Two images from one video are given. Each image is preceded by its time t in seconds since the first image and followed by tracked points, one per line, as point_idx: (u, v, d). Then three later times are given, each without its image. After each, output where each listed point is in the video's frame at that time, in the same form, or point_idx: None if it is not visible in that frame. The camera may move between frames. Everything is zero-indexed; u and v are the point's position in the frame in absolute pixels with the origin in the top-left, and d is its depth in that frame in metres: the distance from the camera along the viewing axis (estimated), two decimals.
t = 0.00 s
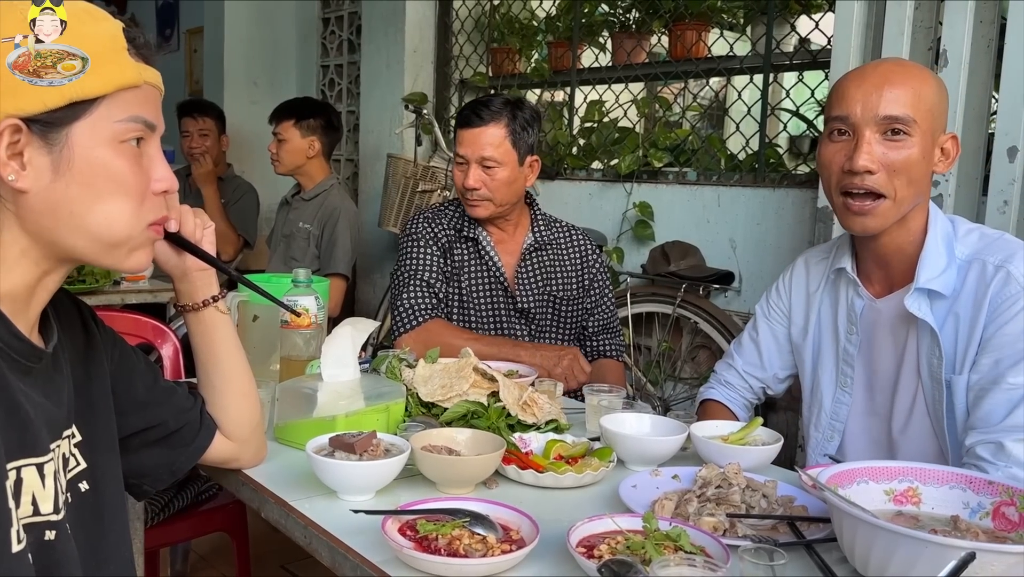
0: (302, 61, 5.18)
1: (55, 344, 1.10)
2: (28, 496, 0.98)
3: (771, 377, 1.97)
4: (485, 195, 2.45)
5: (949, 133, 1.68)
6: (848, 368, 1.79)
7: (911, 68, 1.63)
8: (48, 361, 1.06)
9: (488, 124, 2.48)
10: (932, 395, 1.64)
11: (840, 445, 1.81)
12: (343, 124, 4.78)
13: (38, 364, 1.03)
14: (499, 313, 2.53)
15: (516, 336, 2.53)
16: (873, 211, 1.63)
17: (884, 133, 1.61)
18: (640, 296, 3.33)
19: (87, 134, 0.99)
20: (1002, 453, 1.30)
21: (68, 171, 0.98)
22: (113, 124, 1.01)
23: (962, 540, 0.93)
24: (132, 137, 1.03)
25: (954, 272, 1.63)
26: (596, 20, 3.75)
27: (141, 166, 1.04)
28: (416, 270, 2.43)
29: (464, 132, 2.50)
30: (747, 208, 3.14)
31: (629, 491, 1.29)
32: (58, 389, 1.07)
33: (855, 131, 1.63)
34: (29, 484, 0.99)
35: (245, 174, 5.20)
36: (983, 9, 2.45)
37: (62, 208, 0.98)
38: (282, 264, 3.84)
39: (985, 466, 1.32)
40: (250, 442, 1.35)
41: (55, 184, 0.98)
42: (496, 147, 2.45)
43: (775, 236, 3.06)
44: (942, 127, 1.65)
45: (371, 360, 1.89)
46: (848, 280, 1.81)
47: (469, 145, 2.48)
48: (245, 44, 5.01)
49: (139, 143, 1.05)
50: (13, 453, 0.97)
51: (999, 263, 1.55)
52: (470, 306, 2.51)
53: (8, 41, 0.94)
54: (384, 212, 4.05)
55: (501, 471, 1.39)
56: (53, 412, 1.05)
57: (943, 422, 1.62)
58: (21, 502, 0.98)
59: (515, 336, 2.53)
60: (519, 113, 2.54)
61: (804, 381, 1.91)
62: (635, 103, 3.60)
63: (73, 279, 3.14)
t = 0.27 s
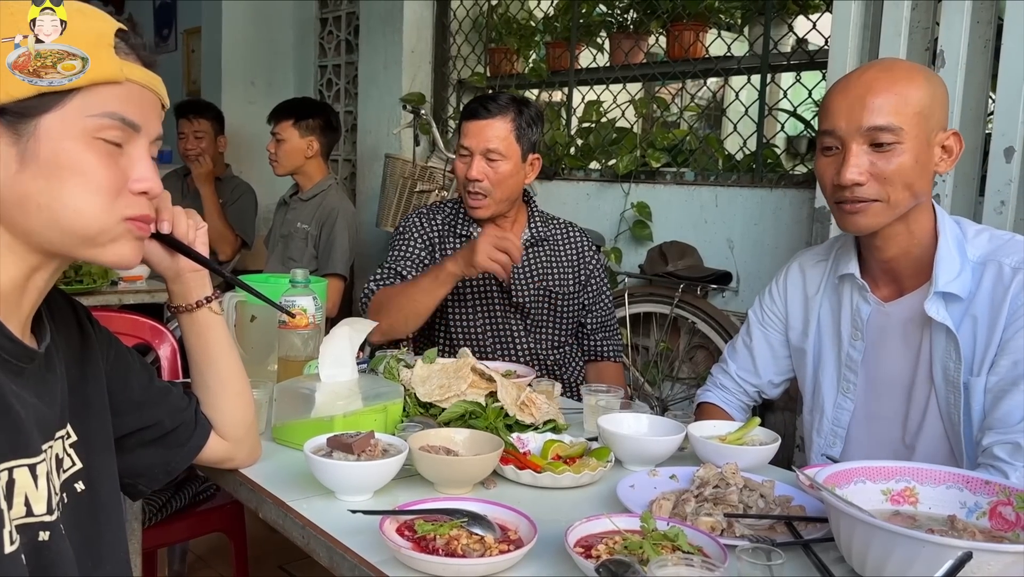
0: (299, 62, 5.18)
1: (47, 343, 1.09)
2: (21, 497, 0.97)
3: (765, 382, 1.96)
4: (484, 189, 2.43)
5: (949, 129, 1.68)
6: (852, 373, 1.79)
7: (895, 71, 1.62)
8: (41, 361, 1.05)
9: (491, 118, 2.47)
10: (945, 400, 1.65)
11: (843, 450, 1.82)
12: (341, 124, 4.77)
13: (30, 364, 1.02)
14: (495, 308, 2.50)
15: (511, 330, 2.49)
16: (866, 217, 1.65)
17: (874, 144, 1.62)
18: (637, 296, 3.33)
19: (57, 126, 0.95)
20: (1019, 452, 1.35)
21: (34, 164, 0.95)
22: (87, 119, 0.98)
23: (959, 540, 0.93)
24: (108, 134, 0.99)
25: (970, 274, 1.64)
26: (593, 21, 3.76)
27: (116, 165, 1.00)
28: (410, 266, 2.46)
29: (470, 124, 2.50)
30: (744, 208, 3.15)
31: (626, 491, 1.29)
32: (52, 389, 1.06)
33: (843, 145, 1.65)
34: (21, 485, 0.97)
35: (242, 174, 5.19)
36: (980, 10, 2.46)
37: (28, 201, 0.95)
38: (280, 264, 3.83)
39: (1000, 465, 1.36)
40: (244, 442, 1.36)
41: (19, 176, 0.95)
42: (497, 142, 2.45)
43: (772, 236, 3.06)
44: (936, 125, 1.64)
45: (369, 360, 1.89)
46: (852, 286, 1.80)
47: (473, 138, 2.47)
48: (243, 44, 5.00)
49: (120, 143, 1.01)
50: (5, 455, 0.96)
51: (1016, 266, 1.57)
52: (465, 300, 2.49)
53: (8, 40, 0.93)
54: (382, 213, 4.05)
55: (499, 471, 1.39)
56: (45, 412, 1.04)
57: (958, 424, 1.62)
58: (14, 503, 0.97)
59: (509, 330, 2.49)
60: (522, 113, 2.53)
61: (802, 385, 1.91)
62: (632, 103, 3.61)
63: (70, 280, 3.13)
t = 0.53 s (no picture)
0: (298, 62, 5.18)
1: (42, 344, 1.08)
2: (14, 498, 0.97)
3: (767, 379, 1.97)
4: (480, 183, 2.43)
5: (942, 134, 1.66)
6: (848, 372, 1.79)
7: (883, 74, 1.62)
8: (34, 362, 1.04)
9: (488, 111, 2.50)
10: (937, 401, 1.65)
11: (839, 449, 1.82)
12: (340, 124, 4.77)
13: (21, 364, 1.01)
14: (481, 311, 2.49)
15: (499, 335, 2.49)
16: (848, 232, 1.67)
17: (855, 150, 1.62)
18: (637, 296, 3.33)
19: (32, 128, 0.94)
20: (1009, 460, 1.30)
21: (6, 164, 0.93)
22: (62, 123, 0.95)
23: (959, 539, 0.93)
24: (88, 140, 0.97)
25: (959, 275, 1.63)
26: (592, 20, 3.76)
27: (90, 169, 0.97)
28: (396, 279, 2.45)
29: (463, 118, 2.52)
30: (743, 208, 3.15)
31: (625, 491, 1.29)
32: (46, 389, 1.05)
33: (825, 149, 1.66)
34: (14, 485, 0.97)
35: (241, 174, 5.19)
36: (979, 10, 2.46)
37: None
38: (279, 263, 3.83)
39: (992, 473, 1.31)
40: (241, 442, 1.36)
41: None
42: (495, 133, 2.48)
43: (771, 236, 3.06)
44: (925, 130, 1.63)
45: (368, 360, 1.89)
46: (847, 286, 1.80)
47: (469, 131, 2.48)
48: (241, 44, 5.00)
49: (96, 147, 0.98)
50: None
51: (1005, 268, 1.56)
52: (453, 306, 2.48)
53: (8, 40, 0.93)
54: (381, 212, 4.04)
55: (498, 471, 1.39)
56: (39, 413, 1.03)
57: (948, 426, 1.63)
58: (6, 503, 0.96)
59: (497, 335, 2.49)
60: (516, 111, 2.57)
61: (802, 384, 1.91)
62: (631, 103, 3.60)
63: (68, 280, 3.13)
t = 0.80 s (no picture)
0: (298, 61, 5.18)
1: (42, 343, 1.08)
2: (13, 500, 0.97)
3: (768, 374, 1.97)
4: (450, 185, 2.39)
5: (939, 138, 1.67)
6: (845, 368, 1.80)
7: (884, 74, 1.62)
8: (34, 363, 1.04)
9: (450, 112, 2.45)
10: (932, 398, 1.65)
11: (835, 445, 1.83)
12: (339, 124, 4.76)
13: (21, 366, 1.01)
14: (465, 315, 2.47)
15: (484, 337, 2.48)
16: (837, 224, 1.68)
17: (851, 150, 1.63)
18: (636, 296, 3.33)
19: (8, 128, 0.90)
20: (1006, 460, 1.30)
21: None
22: (40, 121, 0.91)
23: (958, 538, 0.93)
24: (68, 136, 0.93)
25: (952, 274, 1.63)
26: (592, 20, 3.76)
27: (70, 168, 0.92)
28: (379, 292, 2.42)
29: (422, 121, 2.46)
30: (743, 208, 3.15)
31: (626, 490, 1.29)
32: (46, 390, 1.05)
33: (821, 147, 1.67)
34: (14, 488, 0.97)
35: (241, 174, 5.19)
36: (979, 10, 2.46)
37: None
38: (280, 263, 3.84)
39: (989, 472, 1.31)
40: (242, 441, 1.37)
41: None
42: (461, 132, 2.43)
43: (771, 236, 3.07)
44: (923, 133, 1.63)
45: (368, 360, 1.88)
46: (844, 283, 1.81)
47: (432, 134, 2.43)
48: (241, 44, 5.00)
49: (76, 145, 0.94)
50: None
51: (997, 266, 1.56)
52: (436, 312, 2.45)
53: (8, 40, 0.90)
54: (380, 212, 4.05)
55: (499, 471, 1.39)
56: (39, 414, 1.03)
57: (942, 424, 1.63)
58: (5, 506, 0.96)
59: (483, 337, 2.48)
60: (478, 112, 2.51)
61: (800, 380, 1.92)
62: (631, 102, 3.60)
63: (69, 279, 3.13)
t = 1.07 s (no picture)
0: (298, 61, 5.18)
1: (43, 346, 1.08)
2: (13, 505, 0.97)
3: (768, 374, 1.97)
4: (426, 194, 2.39)
5: (937, 146, 1.67)
6: (845, 367, 1.80)
7: (881, 83, 1.61)
8: (33, 366, 1.03)
9: (418, 120, 2.42)
10: (932, 396, 1.65)
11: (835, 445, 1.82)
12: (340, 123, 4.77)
13: (20, 369, 1.01)
14: (452, 323, 2.46)
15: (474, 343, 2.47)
16: (840, 234, 1.69)
17: (850, 162, 1.62)
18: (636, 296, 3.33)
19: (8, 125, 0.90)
20: (1002, 457, 1.30)
21: None
22: (39, 118, 0.91)
23: (959, 537, 0.93)
24: (69, 133, 0.93)
25: (953, 272, 1.64)
26: (592, 20, 3.76)
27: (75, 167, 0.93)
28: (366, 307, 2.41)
29: (390, 132, 2.44)
30: (743, 207, 3.15)
31: (626, 490, 1.29)
32: (47, 393, 1.05)
33: (820, 159, 1.66)
34: (14, 492, 0.97)
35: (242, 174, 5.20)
36: (979, 9, 2.46)
37: None
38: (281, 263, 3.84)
39: (985, 470, 1.32)
40: (242, 441, 1.38)
41: None
42: (432, 139, 2.42)
43: (771, 236, 3.07)
44: (921, 142, 1.63)
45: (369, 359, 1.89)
46: (845, 283, 1.81)
47: (403, 143, 2.40)
48: (242, 43, 5.00)
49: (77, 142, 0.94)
50: None
51: (998, 265, 1.56)
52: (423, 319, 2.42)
53: (8, 40, 0.90)
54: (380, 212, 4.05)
55: (499, 470, 1.40)
56: (38, 418, 1.03)
57: (942, 422, 1.64)
58: (5, 510, 0.96)
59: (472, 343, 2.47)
60: (447, 117, 2.48)
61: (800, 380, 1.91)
62: (631, 102, 3.61)
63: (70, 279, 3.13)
